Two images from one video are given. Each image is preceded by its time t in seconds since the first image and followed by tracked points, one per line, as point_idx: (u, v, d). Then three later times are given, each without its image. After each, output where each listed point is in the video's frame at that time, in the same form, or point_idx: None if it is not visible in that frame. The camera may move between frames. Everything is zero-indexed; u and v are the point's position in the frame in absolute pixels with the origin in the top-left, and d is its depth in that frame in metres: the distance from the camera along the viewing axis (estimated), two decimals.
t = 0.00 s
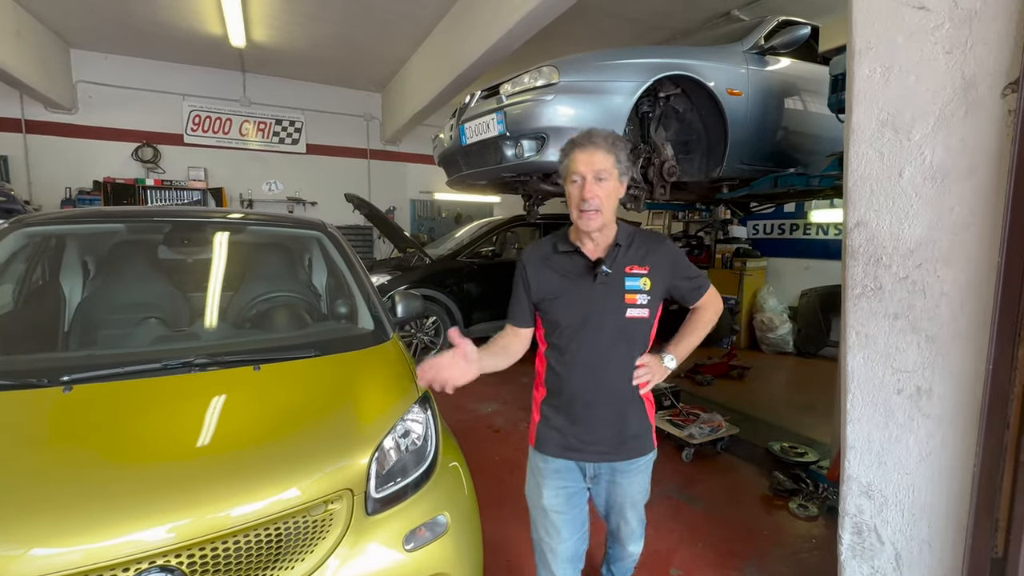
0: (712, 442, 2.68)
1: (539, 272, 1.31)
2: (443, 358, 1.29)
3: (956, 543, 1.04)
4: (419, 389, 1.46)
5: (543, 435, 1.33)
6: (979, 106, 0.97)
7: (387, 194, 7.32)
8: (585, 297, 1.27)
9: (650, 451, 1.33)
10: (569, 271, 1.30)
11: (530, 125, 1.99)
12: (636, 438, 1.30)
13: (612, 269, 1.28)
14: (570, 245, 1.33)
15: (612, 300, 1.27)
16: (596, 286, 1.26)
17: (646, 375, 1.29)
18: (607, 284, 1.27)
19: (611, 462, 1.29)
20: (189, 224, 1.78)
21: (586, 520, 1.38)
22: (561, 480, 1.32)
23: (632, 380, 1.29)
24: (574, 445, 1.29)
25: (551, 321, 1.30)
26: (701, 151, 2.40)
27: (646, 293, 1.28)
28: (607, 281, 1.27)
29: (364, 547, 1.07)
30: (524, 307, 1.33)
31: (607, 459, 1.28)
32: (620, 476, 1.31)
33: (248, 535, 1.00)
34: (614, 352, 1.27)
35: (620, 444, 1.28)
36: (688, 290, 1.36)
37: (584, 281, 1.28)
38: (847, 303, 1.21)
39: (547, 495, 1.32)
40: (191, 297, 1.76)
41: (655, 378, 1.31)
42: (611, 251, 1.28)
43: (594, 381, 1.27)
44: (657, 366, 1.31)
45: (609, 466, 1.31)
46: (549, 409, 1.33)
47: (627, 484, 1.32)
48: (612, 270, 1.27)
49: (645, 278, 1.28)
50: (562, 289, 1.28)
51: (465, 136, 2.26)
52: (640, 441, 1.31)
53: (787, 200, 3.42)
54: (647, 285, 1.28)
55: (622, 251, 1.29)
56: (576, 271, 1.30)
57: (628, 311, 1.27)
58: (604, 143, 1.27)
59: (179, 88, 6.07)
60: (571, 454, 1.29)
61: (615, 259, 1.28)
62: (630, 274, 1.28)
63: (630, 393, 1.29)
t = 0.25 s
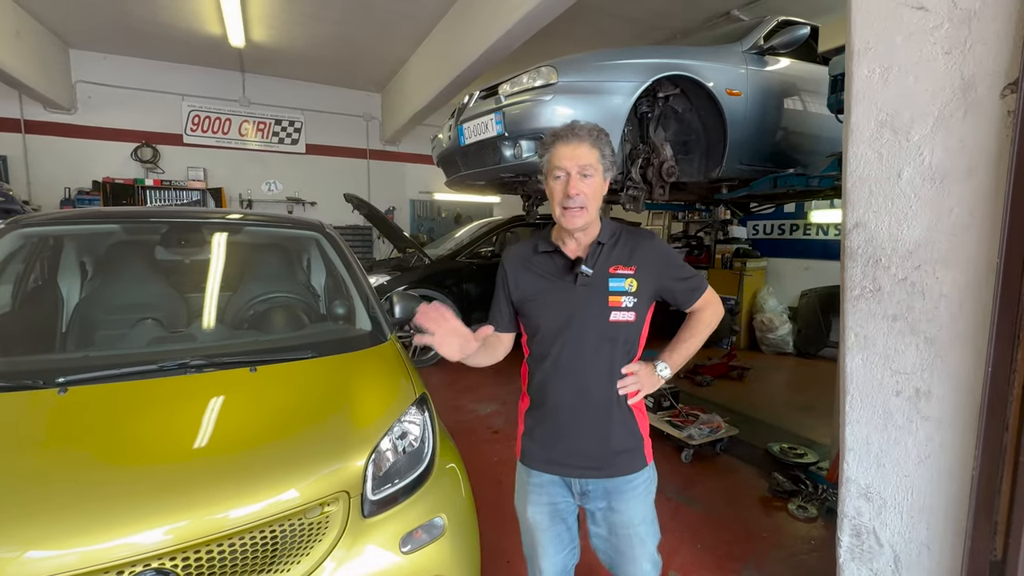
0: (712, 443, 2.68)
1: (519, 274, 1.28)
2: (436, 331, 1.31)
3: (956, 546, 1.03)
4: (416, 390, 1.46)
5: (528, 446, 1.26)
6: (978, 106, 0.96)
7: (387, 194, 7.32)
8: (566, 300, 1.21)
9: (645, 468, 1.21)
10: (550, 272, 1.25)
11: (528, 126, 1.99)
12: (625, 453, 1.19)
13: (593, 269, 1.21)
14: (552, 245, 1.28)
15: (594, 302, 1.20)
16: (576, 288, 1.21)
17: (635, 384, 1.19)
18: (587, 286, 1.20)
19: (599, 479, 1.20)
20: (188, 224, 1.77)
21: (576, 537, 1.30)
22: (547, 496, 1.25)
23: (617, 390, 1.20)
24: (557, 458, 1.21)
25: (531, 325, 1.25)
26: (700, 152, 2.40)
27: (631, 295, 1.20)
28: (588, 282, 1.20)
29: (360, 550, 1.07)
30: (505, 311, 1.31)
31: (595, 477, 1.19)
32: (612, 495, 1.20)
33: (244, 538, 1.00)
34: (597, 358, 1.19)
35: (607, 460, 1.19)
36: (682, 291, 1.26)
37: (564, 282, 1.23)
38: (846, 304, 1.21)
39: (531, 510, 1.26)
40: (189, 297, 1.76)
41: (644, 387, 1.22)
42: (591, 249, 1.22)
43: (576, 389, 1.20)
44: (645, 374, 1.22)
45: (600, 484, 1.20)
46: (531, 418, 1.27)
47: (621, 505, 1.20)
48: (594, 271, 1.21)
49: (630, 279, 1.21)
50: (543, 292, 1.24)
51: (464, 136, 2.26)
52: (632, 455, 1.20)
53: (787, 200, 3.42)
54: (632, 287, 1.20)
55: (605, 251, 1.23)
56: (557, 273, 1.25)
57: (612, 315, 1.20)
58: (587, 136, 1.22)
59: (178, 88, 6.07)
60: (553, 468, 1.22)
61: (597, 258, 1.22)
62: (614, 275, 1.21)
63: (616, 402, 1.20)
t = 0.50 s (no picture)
0: (712, 444, 2.67)
1: (514, 276, 1.26)
2: (444, 322, 1.21)
3: (959, 548, 1.02)
4: (415, 391, 1.45)
5: (526, 453, 1.25)
6: (981, 105, 0.95)
7: (387, 194, 7.31)
8: (561, 303, 1.19)
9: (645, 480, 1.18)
10: (546, 273, 1.24)
11: (529, 125, 1.98)
12: (623, 463, 1.17)
13: (588, 271, 1.19)
14: (546, 245, 1.27)
15: (590, 305, 1.18)
16: (570, 290, 1.19)
17: (636, 392, 1.18)
18: (583, 287, 1.18)
19: (596, 489, 1.17)
20: (187, 224, 1.77)
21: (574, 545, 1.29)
22: (546, 504, 1.24)
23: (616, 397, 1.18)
24: (553, 467, 1.20)
25: (527, 327, 1.24)
26: (700, 152, 2.39)
27: (629, 298, 1.17)
28: (583, 285, 1.18)
29: (360, 551, 1.06)
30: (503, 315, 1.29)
31: (591, 487, 1.17)
32: (613, 508, 1.18)
33: (242, 539, 0.99)
34: (593, 364, 1.17)
35: (603, 469, 1.17)
36: (686, 294, 1.22)
37: (557, 283, 1.21)
38: (848, 305, 1.20)
39: (530, 519, 1.25)
40: (189, 297, 1.75)
41: (647, 395, 1.20)
42: (586, 249, 1.20)
43: (572, 396, 1.18)
44: (647, 381, 1.20)
45: (598, 494, 1.19)
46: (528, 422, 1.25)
47: (623, 520, 1.18)
48: (589, 273, 1.18)
49: (628, 282, 1.18)
50: (539, 294, 1.22)
51: (464, 136, 2.25)
52: (631, 466, 1.17)
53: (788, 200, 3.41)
54: (630, 289, 1.18)
55: (600, 251, 1.20)
56: (550, 275, 1.23)
57: (608, 318, 1.17)
58: (577, 134, 1.20)
59: (178, 87, 6.06)
60: (549, 476, 1.21)
61: (592, 259, 1.19)
62: (610, 277, 1.18)
63: (613, 410, 1.18)
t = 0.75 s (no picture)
0: (716, 444, 2.65)
1: (537, 276, 1.20)
2: (458, 328, 1.20)
3: (970, 552, 1.01)
4: (417, 392, 1.43)
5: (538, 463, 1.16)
6: (992, 103, 0.94)
7: (387, 193, 7.30)
8: (575, 305, 1.09)
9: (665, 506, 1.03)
10: (565, 274, 1.14)
11: (531, 124, 1.97)
12: (640, 485, 1.03)
13: (605, 271, 1.07)
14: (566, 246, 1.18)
15: (605, 307, 1.05)
16: (586, 292, 1.08)
17: (661, 407, 1.02)
18: (599, 289, 1.06)
19: (609, 509, 1.05)
20: (187, 223, 1.76)
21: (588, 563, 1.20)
22: (561, 516, 1.16)
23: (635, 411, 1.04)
24: (565, 479, 1.09)
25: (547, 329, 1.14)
26: (703, 151, 2.37)
27: (650, 301, 1.03)
28: (600, 285, 1.06)
29: (362, 554, 1.05)
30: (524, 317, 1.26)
31: (603, 505, 1.05)
32: (625, 531, 1.05)
33: (243, 542, 0.98)
34: (609, 373, 1.05)
35: (618, 490, 1.03)
36: (720, 298, 1.03)
37: (573, 286, 1.11)
38: (855, 305, 1.19)
39: (542, 527, 1.18)
40: (189, 297, 1.74)
41: (674, 412, 1.04)
42: (600, 251, 1.08)
43: (584, 405, 1.07)
44: (676, 396, 1.04)
45: (611, 513, 1.06)
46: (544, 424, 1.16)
47: (635, 546, 1.04)
48: (606, 273, 1.06)
49: (650, 283, 1.03)
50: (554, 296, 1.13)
51: (465, 135, 2.24)
52: (649, 487, 1.03)
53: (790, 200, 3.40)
54: (652, 292, 1.03)
55: (618, 251, 1.07)
56: (567, 275, 1.13)
57: (625, 323, 1.04)
58: (568, 132, 1.06)
59: (178, 87, 6.05)
60: (559, 484, 1.11)
61: (610, 259, 1.07)
62: (629, 278, 1.05)
63: (629, 425, 1.03)
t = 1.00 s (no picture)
0: (720, 445, 2.65)
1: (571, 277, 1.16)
2: (485, 333, 1.18)
3: (979, 554, 1.00)
4: (421, 393, 1.42)
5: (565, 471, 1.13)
6: (1002, 100, 0.93)
7: (389, 193, 7.29)
8: (607, 311, 1.04)
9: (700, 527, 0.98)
10: (599, 277, 1.10)
11: (534, 123, 1.96)
12: (674, 502, 0.98)
13: (639, 276, 1.02)
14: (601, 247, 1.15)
15: (639, 313, 1.00)
16: (620, 296, 1.03)
17: (696, 422, 0.96)
18: (633, 294, 1.01)
19: (640, 525, 1.00)
20: (188, 222, 1.76)
21: None
22: (585, 531, 1.11)
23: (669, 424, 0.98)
24: (593, 492, 1.05)
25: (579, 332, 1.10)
26: (706, 150, 2.35)
27: (687, 308, 0.97)
28: (634, 289, 1.02)
29: (365, 556, 1.04)
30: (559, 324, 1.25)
31: (634, 521, 1.00)
32: (656, 545, 1.01)
33: (244, 545, 0.97)
34: (642, 382, 1.00)
35: (651, 506, 0.99)
36: (770, 307, 0.94)
37: (606, 290, 1.06)
38: (862, 305, 1.18)
39: (563, 540, 1.14)
40: (190, 297, 1.73)
41: (712, 428, 0.98)
42: (636, 253, 1.04)
43: (612, 414, 1.02)
44: (715, 413, 0.97)
45: (642, 529, 1.02)
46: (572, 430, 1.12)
47: (666, 561, 0.99)
48: (641, 277, 1.01)
49: (687, 289, 0.97)
50: (587, 299, 1.09)
51: (468, 134, 2.23)
52: (683, 505, 0.98)
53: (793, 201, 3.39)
54: (690, 299, 0.97)
55: (654, 254, 1.03)
56: (601, 277, 1.09)
57: (659, 330, 0.98)
58: (602, 127, 1.03)
59: (179, 87, 6.05)
60: (586, 498, 1.06)
61: (646, 262, 1.02)
62: (665, 283, 0.99)
63: (664, 439, 0.98)
